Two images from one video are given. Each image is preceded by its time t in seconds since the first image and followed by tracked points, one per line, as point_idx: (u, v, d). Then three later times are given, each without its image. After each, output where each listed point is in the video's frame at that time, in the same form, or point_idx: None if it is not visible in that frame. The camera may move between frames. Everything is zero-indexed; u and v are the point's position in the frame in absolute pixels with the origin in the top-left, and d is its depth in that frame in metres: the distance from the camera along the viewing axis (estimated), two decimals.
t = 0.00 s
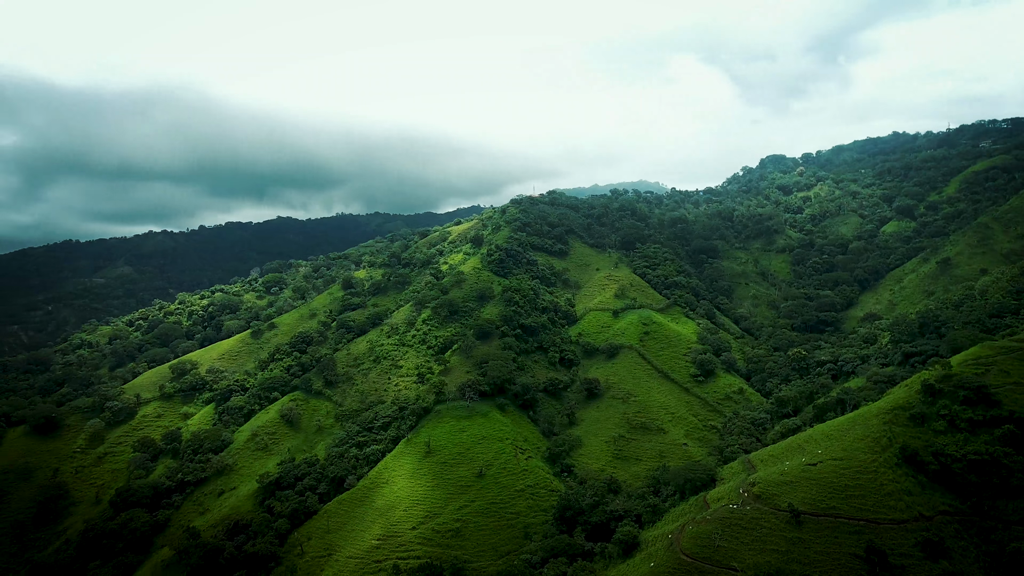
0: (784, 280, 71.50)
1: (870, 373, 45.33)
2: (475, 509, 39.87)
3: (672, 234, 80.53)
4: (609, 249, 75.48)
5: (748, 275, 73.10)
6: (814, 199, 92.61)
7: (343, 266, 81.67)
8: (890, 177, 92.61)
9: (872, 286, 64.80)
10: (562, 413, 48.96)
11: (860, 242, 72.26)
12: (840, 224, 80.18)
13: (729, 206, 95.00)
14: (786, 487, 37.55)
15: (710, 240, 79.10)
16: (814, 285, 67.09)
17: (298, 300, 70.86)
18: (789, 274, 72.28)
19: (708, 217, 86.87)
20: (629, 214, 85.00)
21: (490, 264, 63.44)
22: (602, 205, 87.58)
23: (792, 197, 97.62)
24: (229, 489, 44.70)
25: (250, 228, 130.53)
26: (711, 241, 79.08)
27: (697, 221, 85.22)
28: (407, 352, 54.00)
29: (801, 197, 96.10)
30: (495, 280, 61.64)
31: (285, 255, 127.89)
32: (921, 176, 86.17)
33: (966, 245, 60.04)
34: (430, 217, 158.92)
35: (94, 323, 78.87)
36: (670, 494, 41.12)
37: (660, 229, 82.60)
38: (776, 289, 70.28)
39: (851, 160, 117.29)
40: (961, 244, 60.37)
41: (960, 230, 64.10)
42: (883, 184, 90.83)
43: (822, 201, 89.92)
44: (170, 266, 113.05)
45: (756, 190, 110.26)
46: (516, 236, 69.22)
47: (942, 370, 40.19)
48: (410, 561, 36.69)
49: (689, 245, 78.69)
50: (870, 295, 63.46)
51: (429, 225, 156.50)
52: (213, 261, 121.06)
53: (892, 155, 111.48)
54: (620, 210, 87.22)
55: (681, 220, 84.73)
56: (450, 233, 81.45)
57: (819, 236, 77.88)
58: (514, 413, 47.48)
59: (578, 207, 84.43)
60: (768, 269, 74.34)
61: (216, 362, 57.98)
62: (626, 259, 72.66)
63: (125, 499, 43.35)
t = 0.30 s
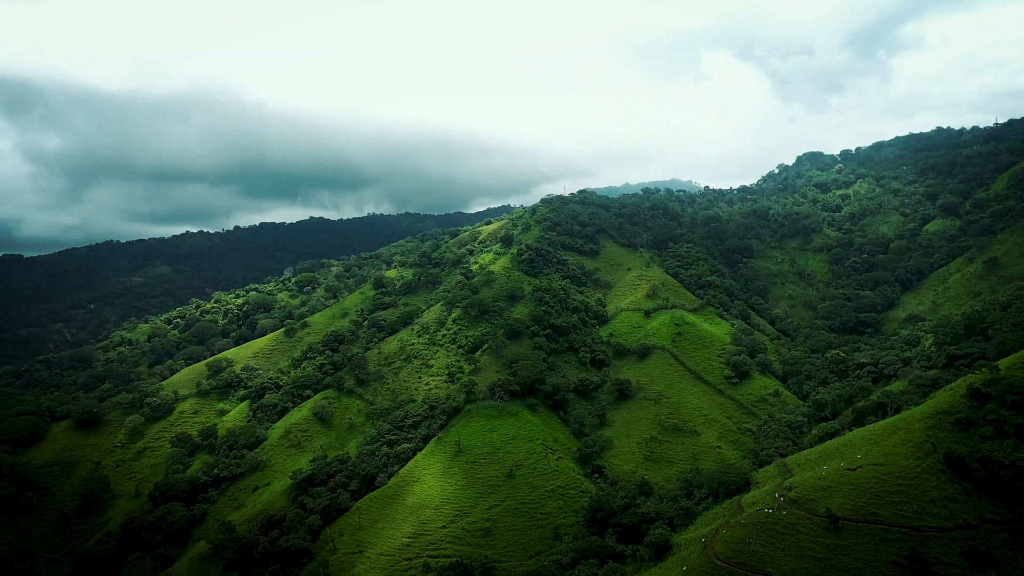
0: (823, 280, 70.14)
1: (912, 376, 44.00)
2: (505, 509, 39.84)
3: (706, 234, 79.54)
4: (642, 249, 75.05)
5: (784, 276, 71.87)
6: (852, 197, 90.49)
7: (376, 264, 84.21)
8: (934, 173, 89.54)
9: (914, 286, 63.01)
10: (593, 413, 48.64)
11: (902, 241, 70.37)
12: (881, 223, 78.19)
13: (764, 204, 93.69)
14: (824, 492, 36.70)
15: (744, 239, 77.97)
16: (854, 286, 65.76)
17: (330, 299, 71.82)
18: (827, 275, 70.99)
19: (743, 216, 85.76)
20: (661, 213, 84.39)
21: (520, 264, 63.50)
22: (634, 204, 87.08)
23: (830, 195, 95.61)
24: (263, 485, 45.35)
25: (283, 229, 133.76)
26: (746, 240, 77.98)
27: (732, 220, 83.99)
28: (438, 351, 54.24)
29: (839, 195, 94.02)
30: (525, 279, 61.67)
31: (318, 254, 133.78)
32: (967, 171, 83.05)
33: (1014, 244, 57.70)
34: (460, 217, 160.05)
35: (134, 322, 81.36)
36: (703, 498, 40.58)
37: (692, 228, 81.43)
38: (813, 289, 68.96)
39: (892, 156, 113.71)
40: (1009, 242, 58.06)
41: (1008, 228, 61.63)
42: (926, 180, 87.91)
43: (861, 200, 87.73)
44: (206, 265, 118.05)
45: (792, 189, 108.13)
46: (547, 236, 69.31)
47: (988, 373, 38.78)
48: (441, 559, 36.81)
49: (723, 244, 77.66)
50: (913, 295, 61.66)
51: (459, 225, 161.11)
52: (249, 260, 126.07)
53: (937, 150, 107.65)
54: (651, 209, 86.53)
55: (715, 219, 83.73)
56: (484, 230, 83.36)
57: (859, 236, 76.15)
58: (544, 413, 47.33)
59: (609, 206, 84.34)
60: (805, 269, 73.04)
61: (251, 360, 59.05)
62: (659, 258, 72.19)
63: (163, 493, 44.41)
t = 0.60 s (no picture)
0: (864, 280, 68.61)
1: (959, 380, 42.52)
2: (536, 509, 39.72)
3: (742, 233, 78.50)
4: (675, 248, 74.47)
5: (824, 275, 70.39)
6: (895, 195, 87.99)
7: (407, 263, 84.99)
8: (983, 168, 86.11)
9: (962, 286, 60.81)
10: (625, 414, 48.25)
11: (949, 239, 68.09)
12: (926, 221, 75.76)
13: (802, 203, 91.99)
14: (865, 498, 35.74)
15: (781, 238, 76.88)
16: (898, 286, 64.12)
17: (363, 298, 72.74)
18: (868, 274, 69.42)
19: (781, 214, 84.60)
20: (696, 212, 83.56)
21: (552, 264, 63.49)
22: (668, 203, 86.64)
23: (872, 193, 93.20)
24: (297, 481, 46.03)
25: (318, 232, 141.91)
26: (783, 239, 76.88)
27: (769, 219, 82.65)
28: (469, 351, 54.44)
29: (881, 192, 91.55)
30: (557, 279, 61.57)
31: (349, 254, 139.99)
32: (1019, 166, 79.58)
33: None
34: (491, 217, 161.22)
35: (174, 320, 83.72)
36: (739, 502, 39.94)
37: (727, 227, 80.42)
38: (854, 289, 67.43)
39: (938, 149, 109.53)
40: None
41: None
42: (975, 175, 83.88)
43: (904, 197, 85.14)
44: (242, 265, 123.76)
45: (831, 189, 105.50)
46: (578, 235, 69.23)
47: None
48: (472, 558, 36.86)
49: (759, 243, 76.56)
50: (960, 296, 59.57)
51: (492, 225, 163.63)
52: (284, 260, 132.70)
53: (987, 144, 103.48)
54: (686, 207, 85.75)
55: (751, 217, 82.67)
56: (513, 230, 83.56)
57: (902, 234, 74.02)
58: (576, 414, 47.11)
59: (642, 206, 84.18)
60: (845, 269, 71.48)
61: (285, 358, 60.10)
62: (693, 258, 71.45)
63: (201, 487, 45.38)
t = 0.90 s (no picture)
0: (909, 280, 66.71)
1: (1012, 384, 40.80)
2: (569, 510, 39.45)
3: (780, 231, 77.34)
4: (711, 247, 73.68)
5: (866, 275, 68.63)
6: (943, 191, 84.92)
7: (439, 263, 86.29)
8: None
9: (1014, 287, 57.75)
10: (659, 416, 47.77)
11: (1000, 236, 65.38)
12: (975, 219, 72.04)
13: (843, 200, 89.97)
14: (909, 505, 34.65)
15: (822, 237, 75.59)
16: (945, 287, 62.01)
17: (396, 297, 73.61)
18: (913, 274, 67.52)
19: (821, 213, 83.16)
20: (732, 210, 82.54)
21: (585, 263, 63.30)
22: (704, 201, 86.11)
23: (917, 189, 90.33)
24: (332, 478, 46.59)
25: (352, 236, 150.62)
26: (823, 238, 75.57)
27: (808, 218, 81.31)
28: (502, 350, 54.54)
29: (927, 189, 88.56)
30: (590, 279, 61.40)
31: (381, 253, 148.93)
32: None
33: None
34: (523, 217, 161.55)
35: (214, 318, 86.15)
36: (777, 506, 39.15)
37: (766, 225, 79.22)
38: (899, 290, 65.61)
39: (990, 144, 105.11)
40: None
41: None
42: None
43: (952, 193, 82.05)
44: (278, 265, 130.93)
45: (874, 187, 102.64)
46: (611, 234, 68.84)
47: None
48: (505, 558, 36.83)
49: (799, 242, 75.30)
50: (1013, 296, 57.12)
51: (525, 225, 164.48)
52: (319, 260, 140.83)
53: None
54: (722, 205, 84.67)
55: (790, 215, 81.34)
56: (545, 231, 83.56)
57: (950, 232, 71.44)
58: (609, 414, 46.77)
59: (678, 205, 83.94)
60: (889, 268, 69.61)
61: (320, 357, 61.05)
62: (729, 258, 70.30)
63: (238, 482, 46.28)
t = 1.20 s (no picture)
0: (959, 281, 64.48)
1: None
2: (604, 512, 39.10)
3: (822, 230, 76.05)
4: (750, 246, 72.62)
5: (913, 275, 66.51)
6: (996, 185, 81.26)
7: (473, 263, 87.65)
8: None
9: None
10: (696, 418, 47.16)
11: None
12: None
13: (888, 198, 87.59)
14: (959, 514, 33.38)
15: (866, 236, 74.07)
16: (998, 287, 59.54)
17: (430, 297, 74.48)
18: (963, 274, 65.20)
19: (865, 212, 81.81)
20: (772, 208, 81.35)
21: (620, 263, 63.18)
22: (743, 199, 85.63)
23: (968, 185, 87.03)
24: (366, 476, 47.08)
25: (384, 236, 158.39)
26: (868, 237, 74.00)
27: (851, 216, 79.86)
28: (535, 350, 54.63)
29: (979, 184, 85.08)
30: (624, 279, 61.19)
31: (415, 254, 152.27)
32: None
33: None
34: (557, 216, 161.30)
35: (253, 317, 88.49)
36: (819, 513, 38.18)
37: (808, 225, 77.61)
38: (948, 290, 63.34)
39: None
40: None
41: None
42: None
43: (1007, 188, 78.47)
44: (315, 263, 138.98)
45: (921, 185, 99.32)
46: (648, 234, 69.21)
47: None
48: (538, 559, 36.72)
49: (842, 241, 73.94)
50: None
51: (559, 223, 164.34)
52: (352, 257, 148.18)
53: None
54: (761, 203, 83.49)
55: (832, 214, 79.81)
56: (579, 231, 83.22)
57: (1005, 229, 68.40)
58: (644, 416, 46.32)
59: (716, 204, 84.39)
60: (937, 268, 67.42)
61: (355, 356, 61.91)
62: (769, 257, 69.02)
63: (276, 478, 47.12)
